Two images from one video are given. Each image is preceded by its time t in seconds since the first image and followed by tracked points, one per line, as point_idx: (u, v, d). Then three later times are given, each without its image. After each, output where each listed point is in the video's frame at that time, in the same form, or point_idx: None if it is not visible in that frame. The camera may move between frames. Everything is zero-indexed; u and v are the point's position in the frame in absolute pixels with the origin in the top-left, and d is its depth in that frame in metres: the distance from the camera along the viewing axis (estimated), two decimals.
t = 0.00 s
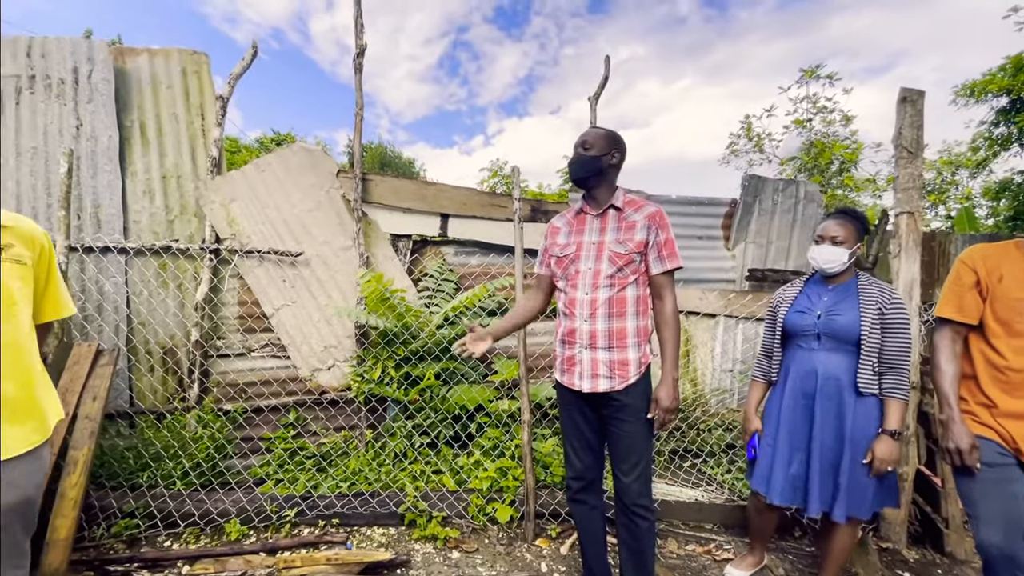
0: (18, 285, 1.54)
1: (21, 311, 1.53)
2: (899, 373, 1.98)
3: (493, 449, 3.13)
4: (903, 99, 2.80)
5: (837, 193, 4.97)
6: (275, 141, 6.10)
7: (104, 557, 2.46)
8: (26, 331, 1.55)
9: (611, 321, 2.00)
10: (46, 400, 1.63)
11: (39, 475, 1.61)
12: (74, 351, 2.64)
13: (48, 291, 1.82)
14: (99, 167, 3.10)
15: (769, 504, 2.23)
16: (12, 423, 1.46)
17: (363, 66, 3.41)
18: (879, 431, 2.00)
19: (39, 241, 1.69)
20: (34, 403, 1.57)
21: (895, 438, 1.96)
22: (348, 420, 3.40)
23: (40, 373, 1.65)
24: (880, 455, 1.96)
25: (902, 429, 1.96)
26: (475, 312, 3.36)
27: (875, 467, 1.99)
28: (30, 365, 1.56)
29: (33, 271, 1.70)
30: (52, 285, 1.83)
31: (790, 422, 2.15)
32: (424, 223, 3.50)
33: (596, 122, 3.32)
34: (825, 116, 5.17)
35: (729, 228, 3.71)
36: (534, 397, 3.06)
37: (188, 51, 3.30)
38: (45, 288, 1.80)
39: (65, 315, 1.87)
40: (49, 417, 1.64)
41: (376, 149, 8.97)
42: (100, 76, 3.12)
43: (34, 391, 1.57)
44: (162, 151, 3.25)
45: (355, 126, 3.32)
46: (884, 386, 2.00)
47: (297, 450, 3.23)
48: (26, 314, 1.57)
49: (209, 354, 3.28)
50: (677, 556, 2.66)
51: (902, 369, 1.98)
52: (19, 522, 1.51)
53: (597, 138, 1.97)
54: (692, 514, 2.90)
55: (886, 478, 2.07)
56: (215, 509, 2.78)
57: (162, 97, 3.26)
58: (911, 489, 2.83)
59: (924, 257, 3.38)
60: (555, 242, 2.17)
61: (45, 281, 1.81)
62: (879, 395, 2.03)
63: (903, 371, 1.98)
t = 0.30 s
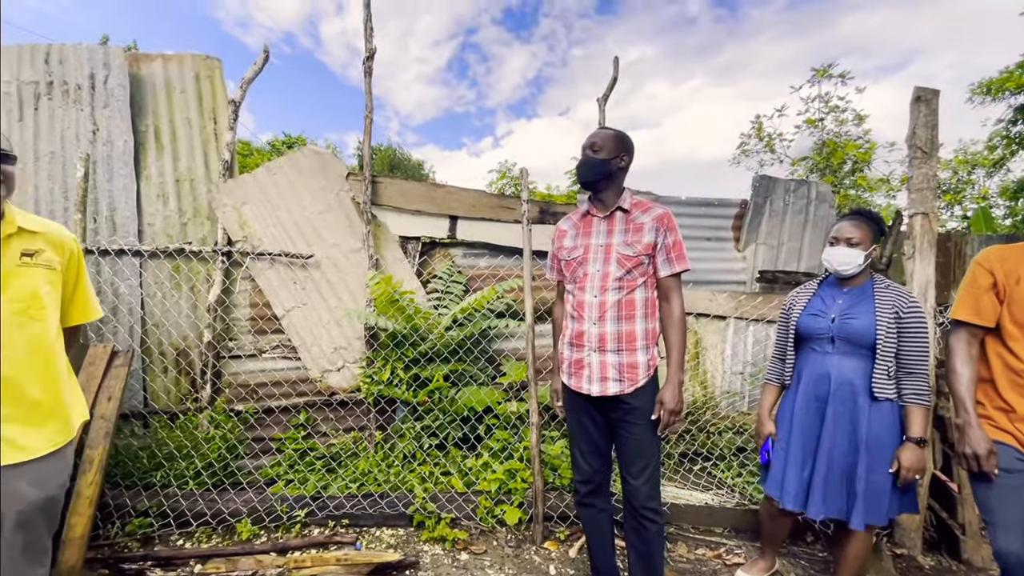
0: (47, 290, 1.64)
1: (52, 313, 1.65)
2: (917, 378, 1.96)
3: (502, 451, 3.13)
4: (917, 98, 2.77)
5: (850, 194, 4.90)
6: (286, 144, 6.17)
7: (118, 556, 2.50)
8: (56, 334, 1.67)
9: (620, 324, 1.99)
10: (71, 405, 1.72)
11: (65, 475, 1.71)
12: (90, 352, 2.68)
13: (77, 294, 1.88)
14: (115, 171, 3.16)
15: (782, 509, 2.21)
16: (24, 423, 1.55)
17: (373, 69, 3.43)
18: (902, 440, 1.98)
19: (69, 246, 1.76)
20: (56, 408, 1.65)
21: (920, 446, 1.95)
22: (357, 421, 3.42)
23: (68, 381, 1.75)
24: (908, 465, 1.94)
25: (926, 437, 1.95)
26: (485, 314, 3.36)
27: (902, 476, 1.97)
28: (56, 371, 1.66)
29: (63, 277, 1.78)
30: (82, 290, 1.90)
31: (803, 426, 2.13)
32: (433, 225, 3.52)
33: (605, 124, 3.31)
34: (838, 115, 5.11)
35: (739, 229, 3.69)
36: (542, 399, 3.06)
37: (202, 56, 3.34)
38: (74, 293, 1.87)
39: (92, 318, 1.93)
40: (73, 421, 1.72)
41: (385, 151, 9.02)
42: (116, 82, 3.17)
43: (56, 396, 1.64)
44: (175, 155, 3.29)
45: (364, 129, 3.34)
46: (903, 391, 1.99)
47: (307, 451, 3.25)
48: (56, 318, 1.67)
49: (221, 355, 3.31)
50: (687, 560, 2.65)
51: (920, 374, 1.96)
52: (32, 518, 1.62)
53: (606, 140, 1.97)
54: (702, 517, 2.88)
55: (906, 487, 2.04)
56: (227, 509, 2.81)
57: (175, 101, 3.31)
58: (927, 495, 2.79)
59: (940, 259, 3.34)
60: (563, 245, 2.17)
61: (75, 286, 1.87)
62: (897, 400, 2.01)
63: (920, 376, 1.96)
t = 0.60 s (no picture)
0: (63, 292, 1.66)
1: (70, 313, 1.68)
2: (941, 383, 1.91)
3: (516, 453, 3.13)
4: (940, 96, 2.71)
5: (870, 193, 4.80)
6: (303, 147, 6.25)
7: (140, 552, 2.54)
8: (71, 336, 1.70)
9: (626, 325, 1.98)
10: (84, 407, 1.74)
11: (83, 475, 1.76)
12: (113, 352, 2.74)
13: (94, 298, 1.88)
14: (138, 176, 3.23)
15: (800, 513, 2.18)
16: (36, 423, 1.61)
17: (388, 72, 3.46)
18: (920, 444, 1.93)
19: (89, 251, 1.77)
20: (67, 409, 1.68)
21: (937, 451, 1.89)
22: (373, 422, 3.46)
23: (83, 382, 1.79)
24: (921, 468, 1.89)
25: (945, 442, 1.89)
26: (498, 316, 3.37)
27: (916, 480, 1.92)
28: (69, 373, 1.69)
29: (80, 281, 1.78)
30: (101, 295, 1.89)
31: (823, 431, 2.10)
32: (447, 226, 3.54)
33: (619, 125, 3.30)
34: (858, 113, 5.02)
35: (756, 230, 3.64)
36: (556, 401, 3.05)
37: (221, 61, 3.40)
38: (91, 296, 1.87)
39: (108, 322, 1.93)
40: (86, 423, 1.75)
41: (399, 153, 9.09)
42: (138, 88, 3.25)
43: (67, 398, 1.67)
44: (195, 159, 3.35)
45: (379, 132, 3.38)
46: (925, 395, 1.93)
47: (324, 450, 3.28)
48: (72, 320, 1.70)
49: (239, 355, 3.37)
50: (704, 566, 2.62)
51: (944, 378, 1.91)
52: (46, 518, 1.67)
53: (612, 144, 1.95)
54: (718, 522, 2.86)
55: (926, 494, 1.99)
56: (245, 508, 2.86)
57: (196, 106, 3.37)
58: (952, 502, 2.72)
59: (965, 259, 3.26)
60: (576, 250, 2.19)
61: (93, 290, 1.87)
62: (919, 405, 1.96)
63: (945, 381, 1.91)
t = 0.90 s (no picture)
0: (77, 294, 1.73)
1: (83, 315, 1.74)
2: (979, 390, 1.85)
3: (537, 454, 3.13)
4: (977, 91, 2.62)
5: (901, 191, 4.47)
6: (324, 150, 6.35)
7: (172, 546, 2.62)
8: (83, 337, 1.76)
9: (653, 328, 1.96)
10: (93, 407, 1.79)
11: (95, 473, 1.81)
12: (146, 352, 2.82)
13: (110, 300, 1.92)
14: (169, 180, 3.33)
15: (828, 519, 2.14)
16: (44, 423, 1.67)
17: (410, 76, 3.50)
18: (956, 452, 1.89)
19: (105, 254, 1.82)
20: (75, 410, 1.72)
21: (975, 461, 1.84)
22: (395, 422, 3.48)
23: (95, 384, 1.83)
24: (960, 479, 1.84)
25: (984, 452, 1.84)
26: (519, 317, 3.37)
27: (953, 490, 1.86)
28: (81, 374, 1.74)
29: (93, 283, 1.82)
30: (114, 297, 1.93)
31: (851, 435, 2.05)
32: (468, 228, 3.55)
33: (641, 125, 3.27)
34: (886, 109, 4.88)
35: (782, 231, 3.57)
36: (578, 403, 3.04)
37: (247, 68, 3.47)
38: (106, 298, 1.90)
39: (122, 325, 1.96)
40: (97, 423, 1.80)
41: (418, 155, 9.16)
42: (169, 95, 3.35)
43: (76, 398, 1.72)
44: (223, 164, 3.44)
45: (401, 134, 3.41)
46: (962, 402, 1.88)
47: (347, 450, 3.33)
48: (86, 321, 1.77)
49: (265, 356, 3.43)
50: (728, 571, 2.59)
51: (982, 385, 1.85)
52: (59, 514, 1.72)
53: (634, 147, 1.94)
54: (743, 527, 2.81)
55: (960, 503, 1.93)
56: (272, 505, 2.93)
57: (223, 112, 3.45)
58: (991, 511, 2.63)
59: (1003, 260, 3.15)
60: (598, 251, 2.17)
61: (107, 292, 1.90)
62: (955, 411, 1.90)
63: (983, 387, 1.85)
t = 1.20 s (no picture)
0: (103, 295, 1.80)
1: (108, 316, 1.82)
2: None
3: (564, 455, 3.12)
4: None
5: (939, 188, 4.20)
6: (350, 154, 6.46)
7: (209, 539, 2.69)
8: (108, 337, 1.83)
9: (690, 330, 1.94)
10: (117, 405, 1.85)
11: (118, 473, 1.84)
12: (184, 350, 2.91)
13: (133, 303, 1.99)
14: (205, 184, 3.44)
15: (868, 527, 2.07)
16: (72, 419, 1.72)
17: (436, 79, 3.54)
18: (1007, 459, 1.82)
19: (129, 257, 1.91)
20: (103, 406, 1.78)
21: None
22: (422, 421, 3.52)
23: (118, 383, 1.89)
24: (1013, 487, 1.77)
25: None
26: (545, 318, 3.38)
27: (1005, 499, 1.80)
28: (107, 373, 1.80)
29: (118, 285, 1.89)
30: (137, 299, 2.00)
31: (895, 441, 1.98)
32: (494, 228, 3.57)
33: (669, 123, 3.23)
34: (923, 103, 4.71)
35: (815, 230, 3.47)
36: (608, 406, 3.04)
37: (279, 74, 3.55)
38: (130, 300, 1.98)
39: (145, 325, 2.03)
40: (121, 421, 1.86)
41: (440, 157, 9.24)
42: (205, 102, 3.45)
43: (104, 396, 1.78)
44: (256, 167, 3.53)
45: (428, 137, 3.45)
46: (1014, 407, 1.82)
47: (375, 447, 3.39)
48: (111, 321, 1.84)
49: (297, 355, 3.51)
50: None
51: None
52: (86, 511, 1.74)
53: (671, 144, 1.92)
54: (775, 533, 2.75)
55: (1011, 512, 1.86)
56: (304, 501, 3.00)
57: (256, 117, 3.54)
58: None
59: None
60: (626, 252, 2.14)
61: (130, 295, 1.98)
62: (1006, 417, 1.84)
63: None
